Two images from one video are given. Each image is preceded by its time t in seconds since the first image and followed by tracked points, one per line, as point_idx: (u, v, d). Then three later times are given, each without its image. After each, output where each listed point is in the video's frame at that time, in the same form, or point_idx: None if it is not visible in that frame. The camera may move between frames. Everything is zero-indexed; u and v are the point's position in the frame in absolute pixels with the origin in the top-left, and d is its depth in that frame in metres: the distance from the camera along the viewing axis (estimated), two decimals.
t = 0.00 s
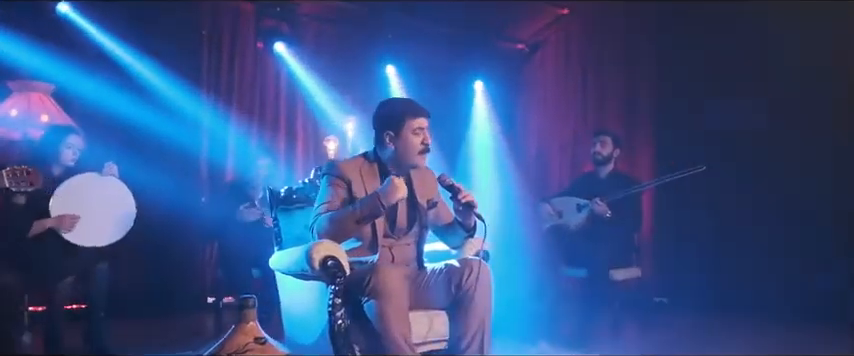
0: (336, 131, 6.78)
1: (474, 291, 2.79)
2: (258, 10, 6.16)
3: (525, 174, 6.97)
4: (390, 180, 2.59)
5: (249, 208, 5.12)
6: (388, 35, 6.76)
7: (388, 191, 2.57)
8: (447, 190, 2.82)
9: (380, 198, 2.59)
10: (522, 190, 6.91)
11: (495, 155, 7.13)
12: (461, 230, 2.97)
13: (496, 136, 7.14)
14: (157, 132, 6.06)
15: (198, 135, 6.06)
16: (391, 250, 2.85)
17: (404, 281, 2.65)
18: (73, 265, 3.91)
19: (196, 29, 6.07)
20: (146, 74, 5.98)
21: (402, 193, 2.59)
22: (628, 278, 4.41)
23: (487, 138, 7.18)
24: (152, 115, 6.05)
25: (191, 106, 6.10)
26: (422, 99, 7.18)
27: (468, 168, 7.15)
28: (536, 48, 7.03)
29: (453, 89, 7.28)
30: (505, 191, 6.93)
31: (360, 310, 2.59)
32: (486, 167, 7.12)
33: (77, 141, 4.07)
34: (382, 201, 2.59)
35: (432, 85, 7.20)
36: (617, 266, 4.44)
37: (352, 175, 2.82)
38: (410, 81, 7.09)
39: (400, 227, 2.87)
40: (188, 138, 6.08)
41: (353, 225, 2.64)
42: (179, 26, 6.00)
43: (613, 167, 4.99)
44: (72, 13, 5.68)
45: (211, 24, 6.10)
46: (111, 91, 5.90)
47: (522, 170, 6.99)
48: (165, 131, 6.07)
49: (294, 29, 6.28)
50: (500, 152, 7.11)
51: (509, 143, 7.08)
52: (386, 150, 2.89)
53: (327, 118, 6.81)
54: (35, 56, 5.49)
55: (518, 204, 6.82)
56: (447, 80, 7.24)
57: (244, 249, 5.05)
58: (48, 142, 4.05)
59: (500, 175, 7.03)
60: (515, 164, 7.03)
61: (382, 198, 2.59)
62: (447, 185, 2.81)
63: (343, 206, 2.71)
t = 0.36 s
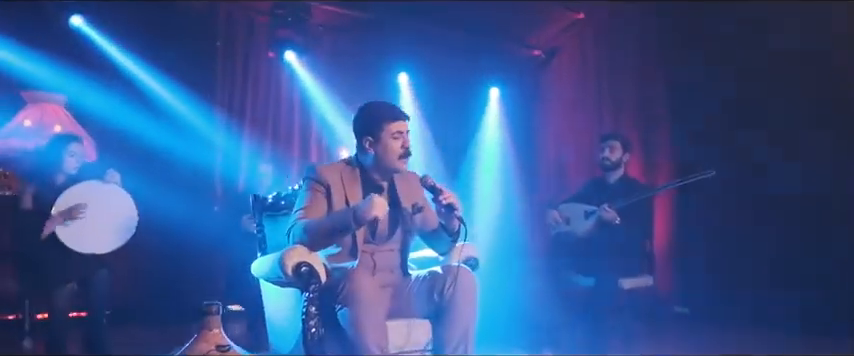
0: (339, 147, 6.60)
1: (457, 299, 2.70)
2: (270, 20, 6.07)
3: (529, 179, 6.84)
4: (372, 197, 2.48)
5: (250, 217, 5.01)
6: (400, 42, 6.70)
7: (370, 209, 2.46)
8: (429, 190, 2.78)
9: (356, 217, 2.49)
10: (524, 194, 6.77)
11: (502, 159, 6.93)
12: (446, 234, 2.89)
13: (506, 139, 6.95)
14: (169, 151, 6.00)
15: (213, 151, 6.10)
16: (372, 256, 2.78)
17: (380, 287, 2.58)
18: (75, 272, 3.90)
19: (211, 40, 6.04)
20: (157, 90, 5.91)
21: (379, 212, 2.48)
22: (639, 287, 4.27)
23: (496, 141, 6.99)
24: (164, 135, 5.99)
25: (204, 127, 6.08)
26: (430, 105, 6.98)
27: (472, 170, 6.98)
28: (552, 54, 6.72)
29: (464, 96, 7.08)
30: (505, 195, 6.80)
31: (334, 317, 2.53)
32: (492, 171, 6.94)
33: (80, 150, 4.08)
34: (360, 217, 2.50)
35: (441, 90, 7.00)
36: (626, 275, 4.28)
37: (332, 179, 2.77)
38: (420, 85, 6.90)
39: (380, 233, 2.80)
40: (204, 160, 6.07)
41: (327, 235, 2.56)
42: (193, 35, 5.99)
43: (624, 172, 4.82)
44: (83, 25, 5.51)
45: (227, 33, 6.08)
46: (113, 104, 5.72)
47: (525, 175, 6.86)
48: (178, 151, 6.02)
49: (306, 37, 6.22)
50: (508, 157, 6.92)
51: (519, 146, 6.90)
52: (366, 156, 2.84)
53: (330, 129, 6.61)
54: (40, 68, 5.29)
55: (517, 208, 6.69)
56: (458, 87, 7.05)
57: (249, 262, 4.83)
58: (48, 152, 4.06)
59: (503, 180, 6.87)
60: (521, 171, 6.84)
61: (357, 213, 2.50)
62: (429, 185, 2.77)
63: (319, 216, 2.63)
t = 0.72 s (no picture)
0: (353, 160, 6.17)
1: (448, 307, 2.62)
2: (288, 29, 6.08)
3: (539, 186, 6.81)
4: (353, 204, 2.42)
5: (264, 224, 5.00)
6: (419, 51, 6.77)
7: (353, 214, 2.41)
8: (421, 197, 2.62)
9: (338, 223, 2.44)
10: (534, 201, 6.74)
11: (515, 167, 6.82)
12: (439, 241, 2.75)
13: (521, 147, 6.83)
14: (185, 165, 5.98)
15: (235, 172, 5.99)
16: (362, 263, 2.71)
17: (365, 294, 2.51)
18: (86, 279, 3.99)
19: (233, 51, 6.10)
20: (171, 101, 5.86)
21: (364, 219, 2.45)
22: (657, 296, 4.13)
23: (511, 148, 6.85)
24: (178, 148, 5.95)
25: (219, 140, 6.01)
26: (447, 115, 6.81)
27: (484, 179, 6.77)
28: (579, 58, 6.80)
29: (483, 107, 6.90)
30: (516, 202, 6.71)
31: (317, 325, 2.46)
32: (504, 179, 6.81)
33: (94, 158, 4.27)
34: (342, 223, 2.44)
35: (461, 99, 6.88)
36: (642, 284, 4.16)
37: (321, 184, 2.70)
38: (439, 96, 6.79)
39: (371, 239, 2.74)
40: (222, 178, 5.98)
41: (311, 242, 2.51)
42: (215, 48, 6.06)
43: (644, 177, 4.65)
44: (104, 39, 5.50)
45: (247, 45, 6.08)
46: (124, 113, 5.70)
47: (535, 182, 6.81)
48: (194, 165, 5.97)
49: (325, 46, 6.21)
50: (522, 164, 6.80)
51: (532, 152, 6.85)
52: (356, 159, 2.78)
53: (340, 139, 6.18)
54: (53, 80, 5.23)
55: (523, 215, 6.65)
56: (478, 98, 6.91)
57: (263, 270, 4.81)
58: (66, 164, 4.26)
59: (515, 188, 6.77)
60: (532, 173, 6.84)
61: (341, 218, 2.44)
62: (421, 192, 2.61)
63: (305, 222, 2.58)
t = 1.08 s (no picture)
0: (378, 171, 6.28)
1: (447, 312, 2.51)
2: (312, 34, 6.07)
3: (561, 188, 6.86)
4: (341, 208, 2.35)
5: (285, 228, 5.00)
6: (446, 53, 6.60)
7: (343, 217, 2.34)
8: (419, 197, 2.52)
9: (327, 223, 2.36)
10: (554, 201, 6.82)
11: (534, 169, 6.88)
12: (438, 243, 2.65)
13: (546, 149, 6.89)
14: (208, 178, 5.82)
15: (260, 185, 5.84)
16: (359, 266, 2.64)
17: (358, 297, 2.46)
18: (106, 283, 4.06)
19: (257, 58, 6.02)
20: (196, 112, 5.80)
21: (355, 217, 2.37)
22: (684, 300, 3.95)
23: (533, 151, 6.91)
24: (204, 160, 5.82)
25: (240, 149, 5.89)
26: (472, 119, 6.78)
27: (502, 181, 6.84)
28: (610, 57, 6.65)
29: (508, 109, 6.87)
30: (533, 203, 6.81)
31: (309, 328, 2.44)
32: (523, 181, 6.87)
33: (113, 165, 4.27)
34: (330, 225, 2.37)
35: (485, 102, 6.82)
36: (667, 290, 3.98)
37: (317, 185, 2.66)
38: (464, 99, 6.74)
39: (368, 241, 2.66)
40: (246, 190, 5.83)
41: (303, 244, 2.45)
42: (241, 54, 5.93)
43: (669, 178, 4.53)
44: (131, 48, 5.59)
45: (272, 52, 6.03)
46: (146, 122, 5.63)
47: (555, 184, 6.86)
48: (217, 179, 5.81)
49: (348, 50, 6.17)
50: (543, 166, 6.88)
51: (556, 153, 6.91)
52: (354, 159, 2.71)
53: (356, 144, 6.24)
54: (77, 87, 5.34)
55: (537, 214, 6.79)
56: (502, 100, 6.84)
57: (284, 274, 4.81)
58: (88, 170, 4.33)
59: (532, 189, 6.85)
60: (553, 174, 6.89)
61: (330, 219, 2.37)
62: (417, 191, 2.51)
63: (298, 223, 2.53)
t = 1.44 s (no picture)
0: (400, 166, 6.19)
1: (453, 312, 2.42)
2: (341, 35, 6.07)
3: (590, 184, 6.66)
4: (338, 208, 2.30)
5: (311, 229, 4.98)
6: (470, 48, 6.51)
7: (341, 216, 2.29)
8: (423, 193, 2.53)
9: (326, 220, 2.33)
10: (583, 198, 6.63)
11: (563, 164, 6.68)
12: (445, 242, 2.56)
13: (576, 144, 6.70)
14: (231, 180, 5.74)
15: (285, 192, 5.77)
16: (364, 265, 2.57)
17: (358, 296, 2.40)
18: (132, 282, 4.12)
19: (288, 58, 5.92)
20: (220, 114, 5.79)
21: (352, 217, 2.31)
22: (719, 302, 3.73)
23: (563, 145, 6.72)
24: (228, 161, 5.78)
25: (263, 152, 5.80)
26: (500, 114, 6.64)
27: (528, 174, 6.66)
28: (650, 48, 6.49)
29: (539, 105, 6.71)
30: (560, 199, 6.62)
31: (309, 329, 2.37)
32: (550, 175, 6.67)
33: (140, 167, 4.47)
34: (328, 222, 2.34)
35: (514, 98, 6.68)
36: (701, 291, 3.77)
37: (321, 183, 2.59)
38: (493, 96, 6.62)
39: (373, 240, 2.60)
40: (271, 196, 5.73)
41: (306, 242, 2.40)
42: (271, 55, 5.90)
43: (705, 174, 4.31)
44: (162, 53, 5.70)
45: (301, 54, 6.06)
46: (172, 125, 5.71)
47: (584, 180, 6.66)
48: (239, 183, 5.74)
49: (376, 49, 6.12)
50: (572, 161, 6.68)
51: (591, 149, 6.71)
52: (359, 156, 2.64)
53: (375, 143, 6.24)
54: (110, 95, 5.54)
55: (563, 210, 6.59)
56: (533, 96, 6.69)
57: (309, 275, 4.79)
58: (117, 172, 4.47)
59: (559, 184, 6.65)
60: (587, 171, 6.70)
61: (328, 218, 2.33)
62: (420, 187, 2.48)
63: (300, 221, 2.47)
